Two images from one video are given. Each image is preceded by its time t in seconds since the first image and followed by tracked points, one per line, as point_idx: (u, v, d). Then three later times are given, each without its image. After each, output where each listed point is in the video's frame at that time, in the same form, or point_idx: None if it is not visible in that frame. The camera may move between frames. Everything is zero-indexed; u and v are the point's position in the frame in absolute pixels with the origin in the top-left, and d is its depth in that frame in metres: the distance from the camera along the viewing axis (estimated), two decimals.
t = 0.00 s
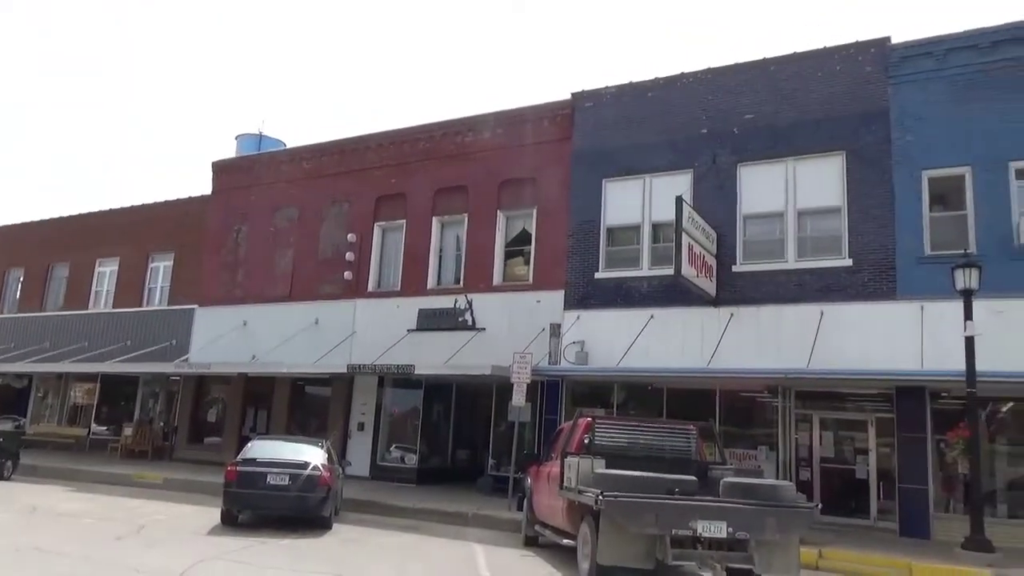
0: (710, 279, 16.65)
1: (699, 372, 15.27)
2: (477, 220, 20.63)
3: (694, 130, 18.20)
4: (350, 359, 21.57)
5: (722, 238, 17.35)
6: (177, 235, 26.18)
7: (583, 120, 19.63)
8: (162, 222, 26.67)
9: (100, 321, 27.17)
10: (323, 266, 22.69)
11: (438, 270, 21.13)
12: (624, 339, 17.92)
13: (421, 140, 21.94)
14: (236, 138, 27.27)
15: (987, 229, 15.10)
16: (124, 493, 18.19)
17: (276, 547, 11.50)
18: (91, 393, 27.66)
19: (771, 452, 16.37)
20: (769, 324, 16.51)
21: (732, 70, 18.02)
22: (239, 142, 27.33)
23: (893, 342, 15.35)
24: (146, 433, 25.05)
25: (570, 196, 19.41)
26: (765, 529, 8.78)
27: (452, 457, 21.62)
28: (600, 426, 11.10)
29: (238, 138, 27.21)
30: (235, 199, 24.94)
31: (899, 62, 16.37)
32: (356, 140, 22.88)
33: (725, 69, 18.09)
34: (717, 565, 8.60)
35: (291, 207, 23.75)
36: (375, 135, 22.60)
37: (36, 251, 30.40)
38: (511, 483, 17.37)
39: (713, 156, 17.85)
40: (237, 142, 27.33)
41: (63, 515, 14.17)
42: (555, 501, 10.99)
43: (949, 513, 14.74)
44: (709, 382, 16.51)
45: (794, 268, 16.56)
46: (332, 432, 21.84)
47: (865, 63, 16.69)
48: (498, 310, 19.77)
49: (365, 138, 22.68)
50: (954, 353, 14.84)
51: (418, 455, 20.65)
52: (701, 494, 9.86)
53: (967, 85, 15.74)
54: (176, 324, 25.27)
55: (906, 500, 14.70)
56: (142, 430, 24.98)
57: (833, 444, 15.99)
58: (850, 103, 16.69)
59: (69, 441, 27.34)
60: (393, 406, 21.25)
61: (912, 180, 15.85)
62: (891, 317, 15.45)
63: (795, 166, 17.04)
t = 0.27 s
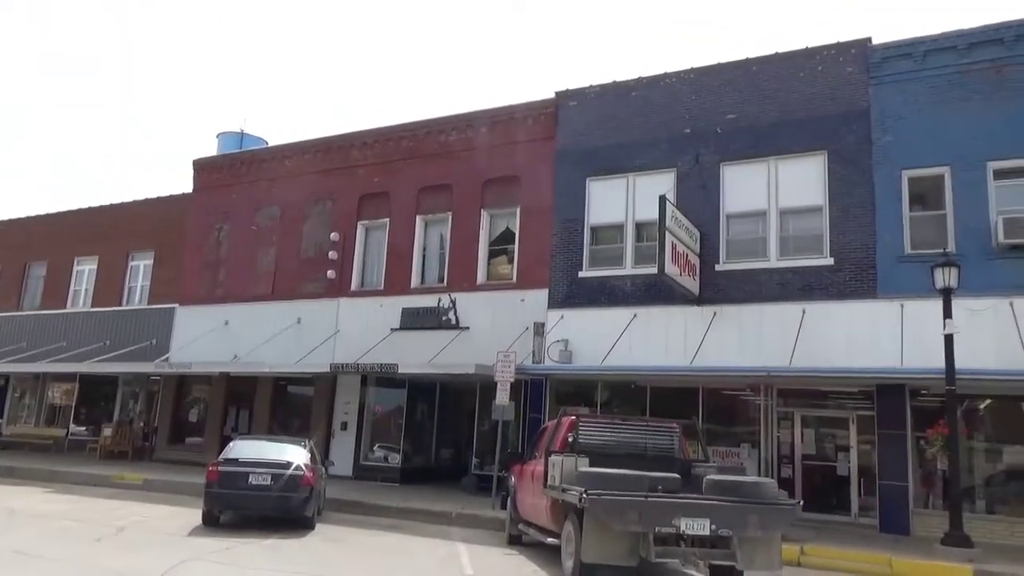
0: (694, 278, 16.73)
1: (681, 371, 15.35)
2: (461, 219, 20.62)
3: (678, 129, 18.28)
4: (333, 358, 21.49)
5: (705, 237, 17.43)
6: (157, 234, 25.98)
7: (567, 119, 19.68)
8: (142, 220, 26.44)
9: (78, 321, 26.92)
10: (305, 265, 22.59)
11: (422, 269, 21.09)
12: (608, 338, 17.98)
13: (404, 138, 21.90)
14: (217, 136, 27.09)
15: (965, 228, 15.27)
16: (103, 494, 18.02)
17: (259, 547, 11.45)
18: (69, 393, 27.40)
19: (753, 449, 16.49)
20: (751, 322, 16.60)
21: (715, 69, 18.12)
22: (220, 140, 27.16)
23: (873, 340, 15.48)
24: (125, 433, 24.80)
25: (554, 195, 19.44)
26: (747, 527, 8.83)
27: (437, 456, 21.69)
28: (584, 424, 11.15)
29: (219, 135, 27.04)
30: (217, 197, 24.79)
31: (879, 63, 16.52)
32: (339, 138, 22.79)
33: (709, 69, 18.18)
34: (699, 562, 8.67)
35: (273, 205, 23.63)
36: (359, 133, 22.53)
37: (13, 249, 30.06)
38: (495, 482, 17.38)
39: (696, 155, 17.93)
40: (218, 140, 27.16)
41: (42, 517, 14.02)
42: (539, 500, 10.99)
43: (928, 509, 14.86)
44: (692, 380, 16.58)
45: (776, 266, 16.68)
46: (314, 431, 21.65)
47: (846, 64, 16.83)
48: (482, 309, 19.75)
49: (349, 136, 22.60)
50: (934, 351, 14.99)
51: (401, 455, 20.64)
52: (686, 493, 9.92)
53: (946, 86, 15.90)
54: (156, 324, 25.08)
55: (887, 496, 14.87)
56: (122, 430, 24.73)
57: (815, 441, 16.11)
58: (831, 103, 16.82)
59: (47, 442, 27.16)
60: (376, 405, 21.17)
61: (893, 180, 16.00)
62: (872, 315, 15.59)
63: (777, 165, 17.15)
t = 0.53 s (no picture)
0: (673, 276, 16.83)
1: (660, 369, 15.43)
2: (440, 217, 20.59)
3: (658, 128, 18.36)
4: (312, 357, 21.39)
5: (685, 236, 17.54)
6: (132, 231, 25.71)
7: (547, 117, 19.72)
8: (117, 218, 26.16)
9: (52, 320, 26.59)
10: (284, 263, 22.46)
11: (401, 267, 21.04)
12: (587, 336, 18.04)
13: (384, 136, 21.84)
14: (194, 133, 26.88)
15: (940, 227, 15.46)
16: (77, 495, 17.80)
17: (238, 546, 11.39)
18: (42, 394, 27.04)
19: (732, 446, 16.62)
20: (730, 320, 16.71)
21: (694, 69, 18.22)
22: (197, 137, 26.94)
23: (849, 338, 15.65)
24: (99, 434, 24.52)
25: (534, 194, 19.47)
26: (726, 523, 8.91)
27: (417, 455, 21.73)
28: (564, 422, 11.14)
29: (196, 132, 26.83)
30: (193, 194, 24.58)
31: (856, 64, 16.69)
32: (318, 135, 22.68)
33: (688, 68, 18.28)
34: (679, 558, 8.70)
35: (251, 203, 23.47)
36: (338, 131, 22.45)
37: None
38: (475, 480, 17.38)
39: (676, 154, 18.02)
40: (195, 137, 26.94)
41: (14, 518, 13.85)
42: (519, 497, 11.02)
43: (903, 504, 15.04)
44: (671, 378, 16.66)
45: (754, 265, 16.81)
46: (293, 431, 21.55)
47: (824, 64, 16.99)
48: (461, 307, 19.73)
49: (328, 133, 22.51)
50: (909, 349, 15.16)
51: (381, 454, 20.59)
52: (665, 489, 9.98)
53: (921, 87, 16.10)
54: (131, 323, 24.83)
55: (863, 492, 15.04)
56: (95, 431, 24.43)
57: (792, 438, 16.26)
58: (809, 103, 16.97)
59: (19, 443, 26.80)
60: (355, 404, 21.10)
61: (869, 179, 16.18)
62: (848, 313, 15.75)
63: (755, 164, 17.29)
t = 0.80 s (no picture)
0: (655, 273, 16.88)
1: (642, 366, 15.50)
2: (423, 215, 20.55)
3: (640, 126, 18.42)
4: (293, 355, 21.30)
5: (667, 233, 17.61)
6: (110, 229, 25.47)
7: (530, 115, 19.73)
8: (94, 216, 25.91)
9: (28, 319, 26.30)
10: (265, 261, 22.35)
11: (384, 265, 20.99)
12: (570, 334, 18.08)
13: (366, 133, 21.77)
14: (173, 130, 26.66)
15: (919, 225, 15.63)
16: (56, 497, 17.63)
17: (220, 547, 11.34)
18: (18, 394, 26.70)
19: (714, 443, 16.73)
20: (712, 317, 16.80)
21: (677, 67, 18.28)
22: (176, 133, 26.73)
23: (830, 335, 15.78)
24: (76, 434, 24.47)
25: (517, 192, 19.48)
26: (709, 519, 8.96)
27: (400, 453, 21.75)
28: (548, 419, 11.13)
29: (176, 129, 26.62)
30: (173, 192, 24.40)
31: (837, 63, 16.82)
32: (299, 132, 22.58)
33: (670, 66, 18.35)
34: (662, 555, 8.73)
35: (231, 200, 23.33)
36: (320, 128, 22.35)
37: None
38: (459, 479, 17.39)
39: (658, 152, 18.09)
40: (174, 133, 26.72)
41: None
42: (503, 495, 11.03)
43: (883, 499, 15.20)
44: (653, 375, 16.74)
45: (736, 262, 16.91)
46: (275, 430, 21.47)
47: (805, 63, 17.10)
48: (444, 305, 19.70)
49: (309, 131, 22.41)
50: (889, 345, 15.30)
51: (364, 452, 20.55)
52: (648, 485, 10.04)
53: (901, 86, 16.25)
54: (110, 322, 24.62)
55: (844, 487, 15.20)
56: (73, 431, 24.39)
57: (774, 434, 16.38)
58: (790, 102, 17.08)
59: None
60: (337, 402, 21.02)
61: (849, 177, 16.30)
62: (829, 310, 15.89)
63: (737, 162, 17.39)
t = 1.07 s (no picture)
0: (631, 269, 16.96)
1: (618, 362, 15.59)
2: (398, 212, 20.49)
3: (616, 123, 18.49)
4: (267, 354, 21.16)
5: (643, 230, 17.71)
6: (79, 227, 25.10)
7: (505, 112, 19.74)
8: (62, 214, 25.50)
9: None
10: (238, 259, 22.18)
11: (359, 262, 20.91)
12: (547, 330, 18.13)
13: (340, 129, 21.67)
14: (143, 126, 26.34)
15: (889, 220, 15.86)
16: (25, 500, 17.36)
17: (195, 548, 11.25)
18: None
19: (690, 437, 16.85)
20: (687, 313, 16.93)
21: (651, 64, 18.38)
22: (146, 130, 26.42)
23: (803, 329, 15.96)
24: (45, 437, 23.58)
25: (493, 188, 19.48)
26: (685, 512, 9.04)
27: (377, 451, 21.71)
28: (525, 416, 11.22)
29: (146, 125, 26.31)
30: (143, 189, 24.12)
31: (808, 60, 17.00)
32: (273, 129, 22.41)
33: (645, 63, 18.45)
34: (639, 548, 8.79)
35: (203, 197, 23.11)
36: (294, 124, 22.20)
37: None
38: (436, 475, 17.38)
39: (634, 149, 18.18)
40: (144, 130, 26.41)
41: None
42: (480, 491, 11.06)
43: (855, 490, 15.45)
44: (629, 370, 16.83)
45: (711, 258, 17.05)
46: (250, 430, 21.30)
47: (777, 60, 17.26)
48: (420, 302, 19.67)
49: (283, 127, 22.25)
50: (860, 339, 15.50)
51: (340, 451, 20.47)
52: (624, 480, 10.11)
53: (871, 83, 16.47)
54: (79, 321, 24.28)
55: (817, 479, 15.39)
56: (42, 434, 23.48)
57: (748, 428, 16.54)
58: (763, 98, 17.23)
59: None
60: (312, 401, 20.91)
61: (821, 174, 16.48)
62: (802, 305, 16.07)
63: (712, 158, 17.51)
